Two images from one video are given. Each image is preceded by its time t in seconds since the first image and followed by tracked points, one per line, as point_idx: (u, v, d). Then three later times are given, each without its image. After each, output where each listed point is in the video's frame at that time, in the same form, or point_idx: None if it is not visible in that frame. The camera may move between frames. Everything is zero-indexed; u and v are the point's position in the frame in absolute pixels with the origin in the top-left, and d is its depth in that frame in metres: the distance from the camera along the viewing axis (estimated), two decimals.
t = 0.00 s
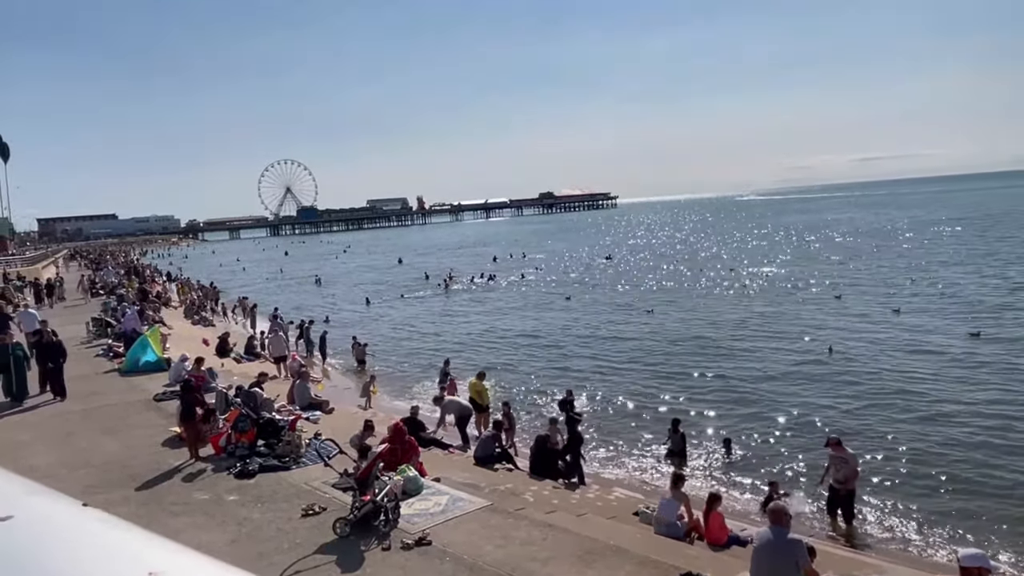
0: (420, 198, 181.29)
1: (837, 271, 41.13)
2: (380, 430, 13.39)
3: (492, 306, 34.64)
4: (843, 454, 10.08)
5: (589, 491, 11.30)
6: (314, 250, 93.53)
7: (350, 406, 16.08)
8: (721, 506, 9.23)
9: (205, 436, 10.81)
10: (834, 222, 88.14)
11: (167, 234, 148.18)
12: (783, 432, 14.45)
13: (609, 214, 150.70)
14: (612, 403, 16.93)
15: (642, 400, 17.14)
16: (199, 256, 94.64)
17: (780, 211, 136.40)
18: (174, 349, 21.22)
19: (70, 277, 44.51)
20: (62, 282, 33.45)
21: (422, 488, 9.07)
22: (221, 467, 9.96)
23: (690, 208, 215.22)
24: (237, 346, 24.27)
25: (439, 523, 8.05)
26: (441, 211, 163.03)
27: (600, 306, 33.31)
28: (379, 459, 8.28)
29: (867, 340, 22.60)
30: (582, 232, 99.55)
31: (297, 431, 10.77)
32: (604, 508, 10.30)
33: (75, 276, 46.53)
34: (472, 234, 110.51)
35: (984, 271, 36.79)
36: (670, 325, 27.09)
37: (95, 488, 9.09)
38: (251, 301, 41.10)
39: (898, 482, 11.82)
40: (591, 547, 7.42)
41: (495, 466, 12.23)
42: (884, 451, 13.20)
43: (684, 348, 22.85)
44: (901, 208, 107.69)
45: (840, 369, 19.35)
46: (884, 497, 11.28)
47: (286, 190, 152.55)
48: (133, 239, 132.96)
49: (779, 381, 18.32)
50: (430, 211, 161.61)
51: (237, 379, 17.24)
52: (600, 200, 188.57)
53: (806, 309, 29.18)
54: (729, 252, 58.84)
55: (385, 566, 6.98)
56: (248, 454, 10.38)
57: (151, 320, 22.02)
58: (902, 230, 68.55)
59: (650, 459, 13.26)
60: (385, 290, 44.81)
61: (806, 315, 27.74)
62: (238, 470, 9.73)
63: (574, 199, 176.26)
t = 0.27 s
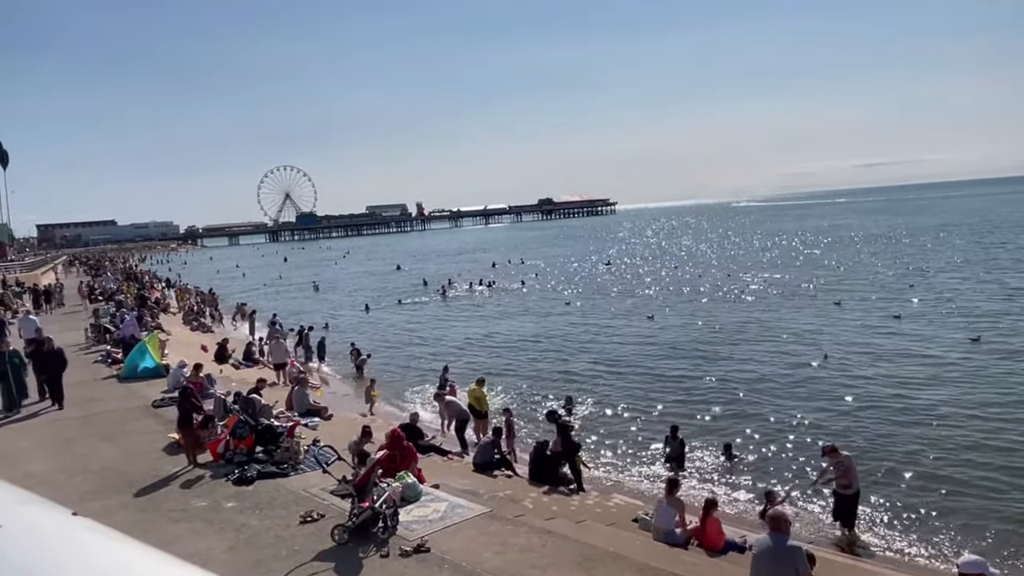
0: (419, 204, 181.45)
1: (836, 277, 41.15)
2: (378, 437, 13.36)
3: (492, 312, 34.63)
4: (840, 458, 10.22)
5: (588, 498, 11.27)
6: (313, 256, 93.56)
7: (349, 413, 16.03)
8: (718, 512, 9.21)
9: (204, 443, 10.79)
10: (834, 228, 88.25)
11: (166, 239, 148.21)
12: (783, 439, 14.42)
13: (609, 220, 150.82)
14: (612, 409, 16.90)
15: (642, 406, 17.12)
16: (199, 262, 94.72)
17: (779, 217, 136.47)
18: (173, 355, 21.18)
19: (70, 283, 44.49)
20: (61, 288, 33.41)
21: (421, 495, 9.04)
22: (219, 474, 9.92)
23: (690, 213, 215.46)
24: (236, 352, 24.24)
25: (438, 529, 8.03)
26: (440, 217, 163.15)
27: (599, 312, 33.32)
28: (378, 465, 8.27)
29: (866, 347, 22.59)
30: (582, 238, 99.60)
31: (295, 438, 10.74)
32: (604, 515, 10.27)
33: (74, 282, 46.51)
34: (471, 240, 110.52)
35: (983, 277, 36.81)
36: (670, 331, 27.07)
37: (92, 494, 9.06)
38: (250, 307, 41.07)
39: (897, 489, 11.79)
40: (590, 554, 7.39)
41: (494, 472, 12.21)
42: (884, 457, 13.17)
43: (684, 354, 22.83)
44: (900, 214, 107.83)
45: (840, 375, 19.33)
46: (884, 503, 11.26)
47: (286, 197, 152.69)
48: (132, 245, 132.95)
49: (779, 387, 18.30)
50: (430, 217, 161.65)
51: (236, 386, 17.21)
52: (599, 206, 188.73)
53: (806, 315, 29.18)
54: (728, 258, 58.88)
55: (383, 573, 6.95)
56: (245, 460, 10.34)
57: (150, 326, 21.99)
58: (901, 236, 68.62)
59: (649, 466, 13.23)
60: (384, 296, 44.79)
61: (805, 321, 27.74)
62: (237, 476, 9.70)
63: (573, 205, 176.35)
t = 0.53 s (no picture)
0: (416, 207, 181.46)
1: (833, 280, 41.23)
2: (375, 440, 13.35)
3: (489, 315, 34.65)
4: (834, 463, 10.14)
5: (585, 501, 11.28)
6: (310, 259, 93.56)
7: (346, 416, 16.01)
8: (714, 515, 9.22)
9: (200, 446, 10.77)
10: (831, 232, 88.47)
11: (163, 242, 148.06)
12: (780, 441, 14.43)
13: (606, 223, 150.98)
14: (609, 412, 16.91)
15: (638, 409, 17.13)
16: (196, 265, 94.67)
17: (775, 220, 136.71)
18: (170, 358, 21.16)
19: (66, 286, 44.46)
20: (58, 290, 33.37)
21: (418, 498, 9.04)
22: (216, 477, 9.91)
23: (688, 216, 215.67)
24: (233, 355, 24.21)
25: (435, 533, 8.02)
26: (437, 221, 163.22)
27: (596, 314, 33.34)
28: (374, 469, 8.26)
29: (863, 349, 22.62)
30: (580, 242, 99.78)
31: (292, 441, 10.73)
32: (600, 518, 10.28)
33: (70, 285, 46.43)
34: (467, 243, 110.53)
35: (979, 280, 36.90)
36: (666, 334, 27.10)
37: (89, 497, 9.04)
38: (246, 310, 41.03)
39: (894, 491, 11.81)
40: (586, 557, 7.39)
41: (491, 475, 12.21)
42: (881, 460, 13.19)
43: (681, 356, 22.85)
44: (895, 217, 108.11)
45: (836, 377, 19.37)
46: (880, 506, 11.27)
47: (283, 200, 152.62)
48: (128, 248, 132.74)
49: (776, 390, 18.32)
50: (427, 220, 161.72)
51: (232, 389, 17.20)
52: (596, 209, 188.96)
53: (802, 317, 29.23)
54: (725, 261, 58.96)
55: None
56: (242, 464, 10.32)
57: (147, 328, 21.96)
58: (897, 239, 68.79)
59: (646, 469, 13.23)
60: (381, 298, 44.79)
61: (802, 323, 27.79)
62: (233, 479, 9.69)
63: (570, 208, 176.57)
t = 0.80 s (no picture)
0: (413, 208, 181.43)
1: (828, 280, 41.29)
2: (371, 440, 13.33)
3: (485, 316, 34.61)
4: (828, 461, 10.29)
5: (582, 501, 11.27)
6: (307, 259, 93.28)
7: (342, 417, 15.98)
8: (711, 515, 9.21)
9: (196, 446, 10.75)
10: (826, 232, 88.65)
11: (159, 242, 147.69)
12: (775, 441, 14.43)
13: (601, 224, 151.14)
14: (604, 412, 16.91)
15: (635, 409, 17.12)
16: (192, 265, 94.48)
17: (771, 221, 136.80)
18: (165, 358, 21.12)
19: (61, 287, 44.30)
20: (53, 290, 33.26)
21: (413, 499, 9.02)
22: (211, 478, 9.88)
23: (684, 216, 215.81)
24: (228, 356, 24.16)
25: (430, 533, 8.00)
26: (434, 221, 163.00)
27: (593, 315, 33.37)
28: (370, 469, 8.26)
29: (858, 349, 22.65)
30: (576, 242, 99.82)
31: (287, 441, 10.70)
32: (596, 518, 10.27)
33: (65, 285, 46.27)
34: (463, 243, 110.41)
35: (974, 280, 36.99)
36: (663, 334, 27.10)
37: (83, 498, 9.01)
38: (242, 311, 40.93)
39: (889, 491, 11.83)
40: (581, 557, 7.39)
41: (487, 476, 12.19)
42: (878, 460, 13.19)
43: (677, 357, 22.86)
44: (889, 218, 108.41)
45: (832, 377, 19.38)
46: (876, 506, 11.28)
47: (279, 199, 152.11)
48: (124, 248, 132.38)
49: (771, 390, 18.33)
50: (423, 220, 161.62)
51: (228, 390, 17.16)
52: (593, 209, 189.30)
53: (798, 318, 29.26)
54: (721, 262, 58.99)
55: None
56: (237, 464, 10.30)
57: (142, 328, 21.89)
58: (893, 240, 68.86)
59: (642, 469, 13.22)
60: (377, 299, 44.72)
61: (798, 324, 27.80)
62: (228, 480, 9.66)
63: (566, 208, 176.67)
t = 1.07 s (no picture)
0: (407, 206, 181.18)
1: (822, 279, 41.39)
2: (365, 438, 13.31)
3: (480, 313, 34.60)
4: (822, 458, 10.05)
5: (576, 499, 11.28)
6: (301, 257, 93.00)
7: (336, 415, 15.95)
8: (705, 513, 9.21)
9: (189, 444, 10.71)
10: (821, 230, 88.89)
11: (152, 240, 147.19)
12: (769, 439, 14.47)
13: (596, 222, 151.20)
14: (598, 410, 16.92)
15: (629, 407, 17.14)
16: (185, 263, 94.16)
17: (765, 220, 136.94)
18: (158, 356, 21.06)
19: (53, 284, 44.09)
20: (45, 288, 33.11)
21: (408, 496, 9.01)
22: (205, 476, 9.85)
23: (679, 214, 216.07)
24: (222, 354, 24.10)
25: (425, 531, 8.00)
26: (428, 219, 162.74)
27: (588, 313, 33.38)
28: (364, 467, 8.24)
29: (852, 348, 22.70)
30: (571, 240, 99.82)
31: (282, 439, 10.67)
32: (591, 516, 10.27)
33: (57, 282, 46.11)
34: (458, 241, 110.29)
35: (966, 279, 37.12)
36: (657, 332, 27.13)
37: (76, 496, 8.98)
38: (235, 309, 40.79)
39: (882, 488, 11.87)
40: (575, 555, 7.40)
41: (481, 474, 12.19)
42: (871, 457, 13.24)
43: (671, 355, 22.89)
44: (883, 217, 108.65)
45: (826, 375, 19.44)
46: (868, 503, 11.31)
47: (273, 197, 151.73)
48: (117, 246, 131.83)
49: (765, 388, 18.37)
50: (418, 218, 161.44)
51: (222, 388, 17.12)
52: (588, 207, 189.36)
53: (792, 316, 29.33)
54: (716, 259, 59.04)
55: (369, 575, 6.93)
56: (231, 462, 10.27)
57: (135, 326, 21.82)
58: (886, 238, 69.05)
59: (637, 467, 13.23)
60: (371, 297, 44.64)
61: (792, 322, 27.86)
62: (223, 478, 9.63)
63: (561, 206, 176.65)
